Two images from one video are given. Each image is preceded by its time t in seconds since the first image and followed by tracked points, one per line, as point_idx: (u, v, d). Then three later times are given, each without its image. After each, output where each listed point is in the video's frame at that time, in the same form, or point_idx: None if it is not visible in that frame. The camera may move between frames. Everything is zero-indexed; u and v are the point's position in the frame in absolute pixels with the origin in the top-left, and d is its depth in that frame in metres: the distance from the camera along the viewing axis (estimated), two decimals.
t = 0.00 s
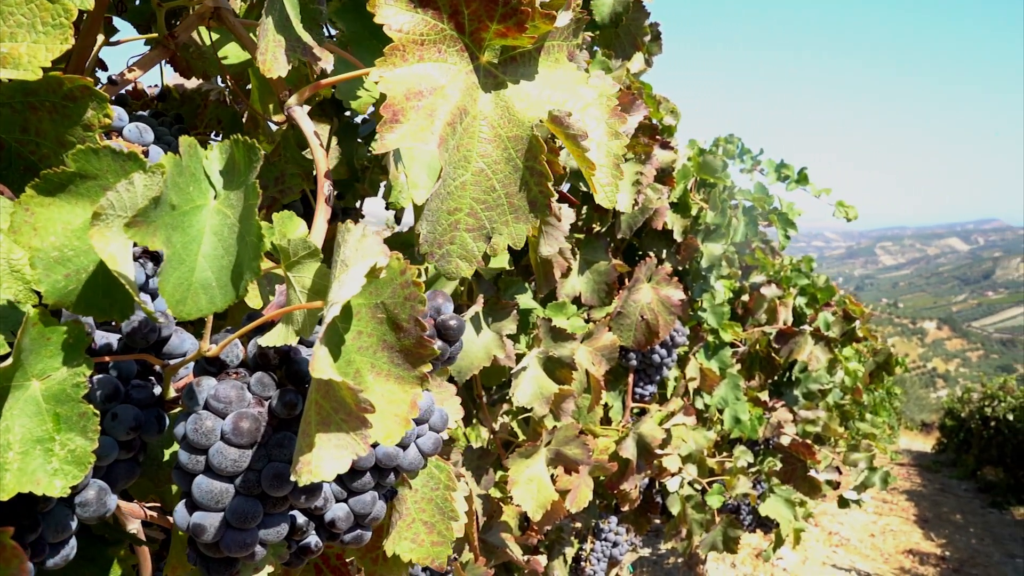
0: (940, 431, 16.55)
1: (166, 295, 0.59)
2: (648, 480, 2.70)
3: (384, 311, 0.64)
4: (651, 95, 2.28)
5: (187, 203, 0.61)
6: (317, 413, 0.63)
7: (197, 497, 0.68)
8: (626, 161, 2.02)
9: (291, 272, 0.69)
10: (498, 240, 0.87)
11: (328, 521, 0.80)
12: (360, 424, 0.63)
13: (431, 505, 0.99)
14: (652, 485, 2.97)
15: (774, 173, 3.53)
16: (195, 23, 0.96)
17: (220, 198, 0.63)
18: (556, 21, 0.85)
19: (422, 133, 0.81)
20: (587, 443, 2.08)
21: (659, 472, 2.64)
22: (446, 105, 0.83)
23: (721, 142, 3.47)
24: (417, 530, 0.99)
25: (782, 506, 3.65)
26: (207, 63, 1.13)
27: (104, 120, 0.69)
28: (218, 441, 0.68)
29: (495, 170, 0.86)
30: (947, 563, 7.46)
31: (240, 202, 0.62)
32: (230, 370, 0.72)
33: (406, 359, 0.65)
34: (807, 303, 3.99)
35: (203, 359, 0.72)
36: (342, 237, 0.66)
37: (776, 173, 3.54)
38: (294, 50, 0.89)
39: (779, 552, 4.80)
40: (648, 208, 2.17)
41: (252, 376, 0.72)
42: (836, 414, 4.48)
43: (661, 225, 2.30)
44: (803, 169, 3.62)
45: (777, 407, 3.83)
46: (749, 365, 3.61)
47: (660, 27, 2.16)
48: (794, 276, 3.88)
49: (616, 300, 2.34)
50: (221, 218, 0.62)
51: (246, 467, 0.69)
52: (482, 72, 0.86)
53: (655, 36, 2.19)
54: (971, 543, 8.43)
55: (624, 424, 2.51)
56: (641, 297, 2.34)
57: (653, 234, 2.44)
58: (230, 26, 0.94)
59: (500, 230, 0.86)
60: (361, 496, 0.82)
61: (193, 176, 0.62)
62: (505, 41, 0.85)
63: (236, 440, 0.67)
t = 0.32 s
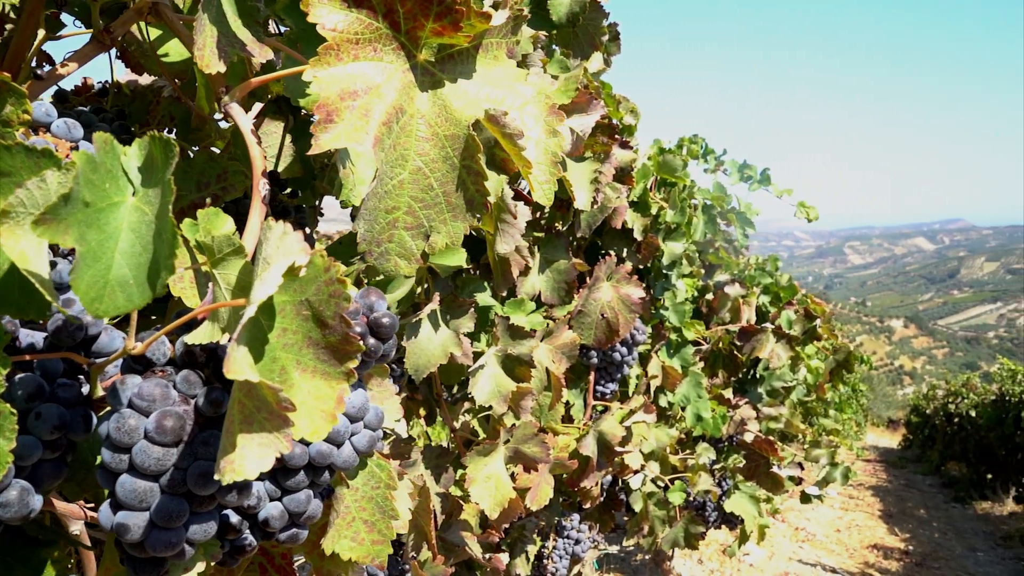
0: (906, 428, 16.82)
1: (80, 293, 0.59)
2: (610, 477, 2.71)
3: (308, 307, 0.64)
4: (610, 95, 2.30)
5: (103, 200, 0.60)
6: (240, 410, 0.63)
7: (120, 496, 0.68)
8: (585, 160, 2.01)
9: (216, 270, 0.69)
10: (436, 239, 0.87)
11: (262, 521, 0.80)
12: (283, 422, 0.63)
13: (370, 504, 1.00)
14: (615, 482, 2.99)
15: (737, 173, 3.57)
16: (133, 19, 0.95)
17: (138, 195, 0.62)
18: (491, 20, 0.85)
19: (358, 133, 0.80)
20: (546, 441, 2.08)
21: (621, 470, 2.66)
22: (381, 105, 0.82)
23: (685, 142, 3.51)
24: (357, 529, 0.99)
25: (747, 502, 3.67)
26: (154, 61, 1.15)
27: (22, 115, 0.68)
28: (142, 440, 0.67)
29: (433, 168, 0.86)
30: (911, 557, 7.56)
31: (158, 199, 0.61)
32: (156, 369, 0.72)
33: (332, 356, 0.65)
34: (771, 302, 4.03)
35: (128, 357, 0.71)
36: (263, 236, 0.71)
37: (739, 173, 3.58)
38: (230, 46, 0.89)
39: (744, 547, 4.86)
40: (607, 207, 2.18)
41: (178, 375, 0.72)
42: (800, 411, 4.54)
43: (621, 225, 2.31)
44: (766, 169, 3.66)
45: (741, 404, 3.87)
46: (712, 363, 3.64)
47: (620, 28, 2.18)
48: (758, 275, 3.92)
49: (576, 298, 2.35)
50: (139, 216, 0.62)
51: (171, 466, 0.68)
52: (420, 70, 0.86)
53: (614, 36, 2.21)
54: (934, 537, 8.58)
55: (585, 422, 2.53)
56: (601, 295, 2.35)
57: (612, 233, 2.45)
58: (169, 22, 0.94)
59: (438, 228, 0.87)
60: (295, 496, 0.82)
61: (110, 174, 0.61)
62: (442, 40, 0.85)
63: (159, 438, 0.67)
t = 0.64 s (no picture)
0: (866, 424, 17.13)
1: None
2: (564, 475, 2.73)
3: (212, 309, 0.63)
4: (562, 95, 2.31)
5: None
6: (138, 413, 0.64)
7: (23, 499, 0.67)
8: (535, 159, 2.02)
9: (123, 270, 0.68)
10: (358, 239, 0.87)
11: (179, 522, 0.79)
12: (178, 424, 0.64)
13: (295, 506, 1.00)
14: (571, 480, 3.01)
15: (693, 173, 3.60)
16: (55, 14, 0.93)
17: (38, 193, 0.62)
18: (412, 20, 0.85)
19: (274, 133, 0.79)
20: (496, 440, 2.09)
21: (574, 468, 2.68)
22: (301, 105, 0.82)
23: (642, 142, 3.54)
24: (281, 531, 1.00)
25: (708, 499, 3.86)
26: (76, 54, 1.14)
27: None
28: (46, 442, 0.66)
29: (355, 169, 0.85)
30: (869, 551, 7.68)
31: (58, 199, 0.61)
32: (63, 370, 0.70)
33: (235, 357, 0.65)
34: (727, 300, 4.08)
35: (35, 357, 0.70)
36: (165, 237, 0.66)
37: (695, 173, 3.62)
38: (149, 43, 0.88)
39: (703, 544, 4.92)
40: (558, 207, 2.20)
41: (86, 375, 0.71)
42: (757, 409, 4.60)
43: (571, 224, 2.32)
44: (721, 169, 3.71)
45: (698, 402, 3.91)
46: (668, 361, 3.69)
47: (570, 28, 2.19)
48: (715, 274, 3.97)
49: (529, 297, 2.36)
50: (38, 215, 0.61)
51: (76, 468, 0.67)
52: (342, 71, 0.86)
53: (564, 37, 2.22)
54: (892, 531, 8.74)
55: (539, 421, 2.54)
56: (554, 294, 2.36)
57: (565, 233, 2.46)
58: (91, 17, 0.92)
59: (360, 229, 0.87)
60: (213, 497, 0.81)
61: (5, 172, 0.60)
62: (363, 40, 0.84)
63: (62, 440, 0.66)
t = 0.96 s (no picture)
0: (824, 426, 17.44)
1: None
2: (514, 478, 2.74)
3: (106, 309, 0.64)
4: (511, 99, 2.32)
5: None
6: (23, 414, 0.63)
7: None
8: (480, 163, 2.03)
9: (17, 271, 0.67)
10: (275, 240, 0.86)
11: (86, 528, 0.78)
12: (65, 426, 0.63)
13: (219, 508, 0.99)
14: (522, 483, 3.02)
15: (646, 178, 3.65)
16: None
17: None
18: (330, 22, 0.86)
19: (185, 133, 0.79)
20: (441, 443, 2.08)
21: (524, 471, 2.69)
22: (213, 105, 0.81)
23: (595, 147, 3.59)
24: (206, 533, 0.98)
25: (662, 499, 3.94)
26: None
27: None
28: None
29: (272, 170, 0.85)
30: (823, 550, 7.79)
31: None
32: None
33: (131, 358, 0.65)
34: (680, 303, 4.13)
35: None
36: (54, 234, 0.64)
37: (648, 178, 3.66)
38: (61, 40, 0.87)
39: (658, 545, 4.96)
40: (505, 209, 2.21)
41: None
42: (710, 411, 4.66)
43: (519, 227, 2.33)
44: (673, 175, 3.76)
45: (652, 405, 3.96)
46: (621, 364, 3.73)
47: (516, 32, 2.21)
48: (668, 278, 4.01)
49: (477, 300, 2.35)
50: None
51: None
52: (259, 70, 0.85)
53: (510, 41, 2.24)
54: (846, 531, 8.90)
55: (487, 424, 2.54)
56: (502, 297, 2.36)
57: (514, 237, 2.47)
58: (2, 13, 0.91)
59: (277, 230, 0.86)
60: (121, 502, 0.80)
61: None
62: (279, 41, 0.84)
63: None
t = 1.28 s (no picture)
0: (793, 426, 17.65)
1: None
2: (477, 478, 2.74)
3: (25, 309, 0.63)
4: (471, 100, 2.33)
5: None
6: None
7: None
8: (438, 163, 2.03)
9: None
10: (210, 241, 0.86)
11: (12, 530, 0.77)
12: None
13: (161, 508, 0.98)
14: (487, 483, 3.02)
15: (611, 179, 3.67)
16: None
17: None
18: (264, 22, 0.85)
19: (115, 136, 0.78)
20: (400, 443, 2.08)
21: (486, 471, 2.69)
22: (144, 107, 0.80)
23: (560, 148, 3.61)
24: (148, 533, 0.97)
25: (627, 498, 3.95)
26: None
27: None
28: None
29: (207, 171, 0.84)
30: (790, 548, 7.87)
31: None
32: None
33: (53, 358, 0.64)
34: (646, 303, 4.16)
35: None
36: None
37: (613, 179, 3.68)
38: None
39: (625, 545, 4.99)
40: (465, 209, 2.22)
41: None
42: (676, 411, 4.70)
43: (480, 227, 2.34)
44: (639, 176, 3.78)
45: (618, 405, 3.98)
46: (586, 364, 3.75)
47: (476, 33, 2.22)
48: (634, 278, 4.03)
49: (438, 300, 2.35)
50: None
51: None
52: (194, 71, 0.84)
53: (469, 42, 2.25)
54: (813, 529, 8.99)
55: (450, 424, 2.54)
56: (463, 297, 2.37)
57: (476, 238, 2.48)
58: None
59: (212, 231, 0.85)
60: (50, 503, 0.79)
61: None
62: (213, 41, 0.83)
63: None
